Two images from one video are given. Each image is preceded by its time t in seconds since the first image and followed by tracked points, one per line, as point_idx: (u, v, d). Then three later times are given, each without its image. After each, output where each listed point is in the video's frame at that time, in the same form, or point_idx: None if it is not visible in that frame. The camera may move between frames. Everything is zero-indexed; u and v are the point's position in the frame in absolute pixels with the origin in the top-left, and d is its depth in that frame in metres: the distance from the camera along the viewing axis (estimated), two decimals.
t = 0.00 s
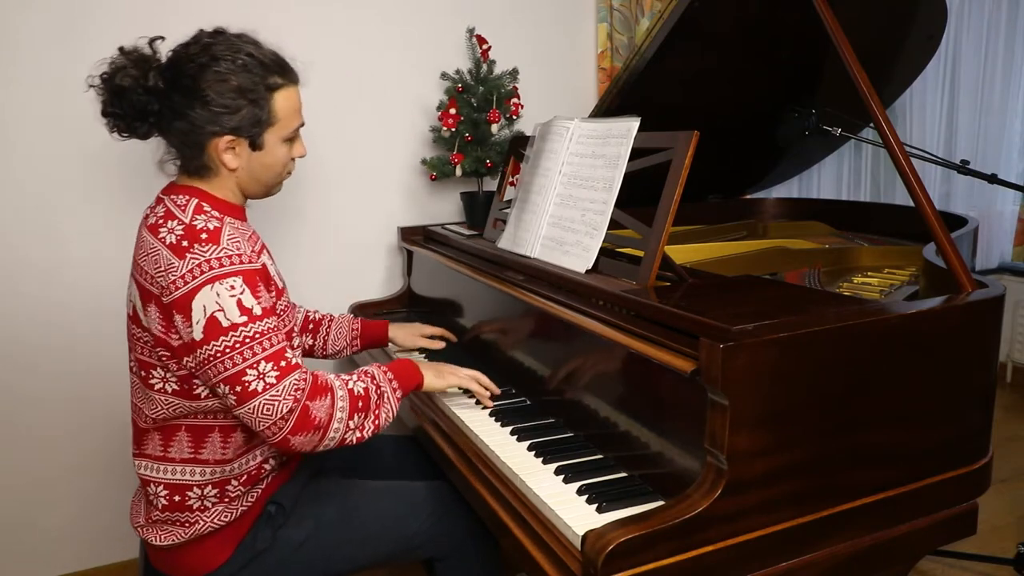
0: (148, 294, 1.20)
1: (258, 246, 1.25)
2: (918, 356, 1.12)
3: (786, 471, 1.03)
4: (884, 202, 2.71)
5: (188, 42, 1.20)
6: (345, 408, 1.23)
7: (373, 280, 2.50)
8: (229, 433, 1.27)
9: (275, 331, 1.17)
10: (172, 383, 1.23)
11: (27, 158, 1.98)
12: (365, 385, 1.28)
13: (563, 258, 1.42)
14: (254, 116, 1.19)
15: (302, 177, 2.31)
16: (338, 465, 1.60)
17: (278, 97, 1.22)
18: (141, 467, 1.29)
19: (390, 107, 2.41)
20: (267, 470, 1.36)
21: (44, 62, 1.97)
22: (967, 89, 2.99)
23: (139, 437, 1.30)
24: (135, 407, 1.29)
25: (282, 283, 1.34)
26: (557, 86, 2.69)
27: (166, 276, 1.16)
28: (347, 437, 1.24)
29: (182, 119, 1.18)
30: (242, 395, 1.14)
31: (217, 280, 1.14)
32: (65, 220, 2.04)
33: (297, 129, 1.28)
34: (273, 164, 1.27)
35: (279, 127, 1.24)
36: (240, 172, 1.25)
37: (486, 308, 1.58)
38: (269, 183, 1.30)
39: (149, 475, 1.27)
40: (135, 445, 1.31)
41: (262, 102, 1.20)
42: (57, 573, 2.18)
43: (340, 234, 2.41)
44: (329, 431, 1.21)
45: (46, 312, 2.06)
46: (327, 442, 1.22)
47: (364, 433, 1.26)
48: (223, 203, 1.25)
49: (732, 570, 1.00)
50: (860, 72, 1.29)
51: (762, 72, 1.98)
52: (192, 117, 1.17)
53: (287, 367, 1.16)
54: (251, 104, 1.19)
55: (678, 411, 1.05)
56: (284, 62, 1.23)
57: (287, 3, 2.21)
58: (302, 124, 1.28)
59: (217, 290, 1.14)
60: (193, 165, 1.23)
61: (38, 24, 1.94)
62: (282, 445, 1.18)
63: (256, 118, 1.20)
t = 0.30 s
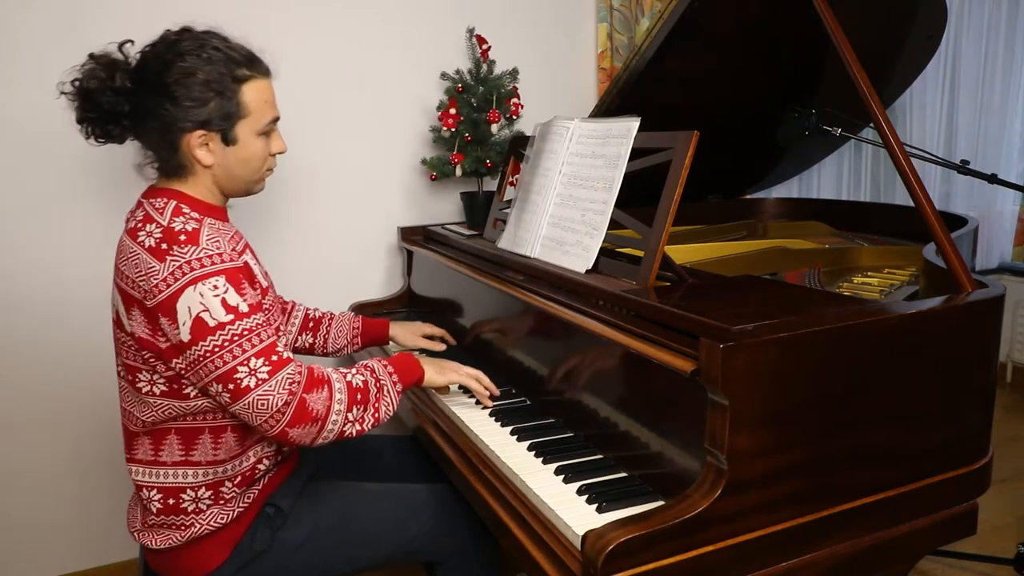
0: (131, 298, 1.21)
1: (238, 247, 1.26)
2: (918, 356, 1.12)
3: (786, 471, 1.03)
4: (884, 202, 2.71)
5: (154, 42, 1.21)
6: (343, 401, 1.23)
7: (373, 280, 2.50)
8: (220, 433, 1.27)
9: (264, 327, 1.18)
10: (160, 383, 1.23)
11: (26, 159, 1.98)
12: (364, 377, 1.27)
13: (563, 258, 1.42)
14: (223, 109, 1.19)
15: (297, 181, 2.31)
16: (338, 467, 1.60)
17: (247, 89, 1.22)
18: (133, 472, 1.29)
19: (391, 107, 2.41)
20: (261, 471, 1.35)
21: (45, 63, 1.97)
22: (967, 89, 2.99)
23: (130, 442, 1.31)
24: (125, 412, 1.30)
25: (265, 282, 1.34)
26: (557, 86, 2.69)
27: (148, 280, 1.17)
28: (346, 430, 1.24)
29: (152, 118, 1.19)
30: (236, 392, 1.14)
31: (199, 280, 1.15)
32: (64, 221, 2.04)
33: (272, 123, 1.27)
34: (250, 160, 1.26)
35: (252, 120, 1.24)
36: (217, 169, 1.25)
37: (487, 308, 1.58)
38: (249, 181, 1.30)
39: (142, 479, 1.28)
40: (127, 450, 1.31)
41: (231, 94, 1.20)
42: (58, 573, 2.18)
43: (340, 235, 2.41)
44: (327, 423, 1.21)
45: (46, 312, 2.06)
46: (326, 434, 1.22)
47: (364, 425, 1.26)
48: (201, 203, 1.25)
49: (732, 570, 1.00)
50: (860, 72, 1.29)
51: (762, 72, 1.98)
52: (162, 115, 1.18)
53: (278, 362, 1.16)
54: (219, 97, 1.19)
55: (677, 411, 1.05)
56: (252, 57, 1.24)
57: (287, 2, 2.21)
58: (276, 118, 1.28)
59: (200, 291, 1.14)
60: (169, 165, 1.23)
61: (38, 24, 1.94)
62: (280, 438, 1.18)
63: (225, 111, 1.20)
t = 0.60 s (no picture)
0: (116, 297, 1.21)
1: (223, 244, 1.26)
2: (918, 356, 1.12)
3: (786, 471, 1.03)
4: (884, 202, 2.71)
5: (137, 42, 1.23)
6: (336, 393, 1.24)
7: (373, 280, 2.50)
8: (209, 430, 1.28)
9: (250, 319, 1.18)
10: (146, 381, 1.24)
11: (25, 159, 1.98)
12: (359, 372, 1.28)
13: (563, 258, 1.42)
14: (203, 103, 1.20)
15: (294, 183, 2.31)
16: (338, 468, 1.60)
17: (226, 85, 1.23)
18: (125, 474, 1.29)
19: (391, 107, 2.41)
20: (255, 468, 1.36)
21: (45, 62, 1.97)
22: (967, 89, 2.99)
23: (118, 443, 1.31)
24: (112, 414, 1.30)
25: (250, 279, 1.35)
26: (557, 86, 2.69)
27: (133, 278, 1.17)
28: (340, 424, 1.24)
29: (133, 113, 1.20)
30: (225, 383, 1.15)
31: (183, 275, 1.15)
32: (63, 221, 2.04)
33: (251, 121, 1.28)
34: (230, 155, 1.26)
35: (231, 115, 1.25)
36: (197, 165, 1.25)
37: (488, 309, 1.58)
38: (231, 179, 1.29)
39: (134, 481, 1.28)
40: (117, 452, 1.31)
41: (210, 88, 1.21)
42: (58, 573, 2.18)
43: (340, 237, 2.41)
44: (319, 414, 1.22)
45: (46, 312, 2.06)
46: (318, 426, 1.22)
47: (358, 419, 1.26)
48: (184, 203, 1.25)
49: (732, 570, 1.00)
50: (860, 72, 1.29)
51: (762, 72, 1.98)
52: (142, 109, 1.19)
53: (265, 353, 1.17)
54: (199, 92, 1.20)
55: (677, 411, 1.05)
56: (232, 57, 1.26)
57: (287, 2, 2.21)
58: (256, 116, 1.29)
59: (185, 286, 1.15)
60: (150, 161, 1.23)
61: (38, 24, 1.94)
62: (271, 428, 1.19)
63: (205, 105, 1.21)
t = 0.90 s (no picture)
0: (107, 298, 1.21)
1: (217, 247, 1.26)
2: (918, 356, 1.12)
3: (786, 471, 1.03)
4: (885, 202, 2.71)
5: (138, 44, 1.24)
6: (324, 399, 1.24)
7: (373, 280, 2.50)
8: (199, 429, 1.28)
9: (241, 324, 1.18)
10: (136, 382, 1.25)
11: (26, 159, 1.98)
12: (349, 377, 1.29)
13: (563, 258, 1.42)
14: (203, 105, 1.21)
15: (293, 183, 2.31)
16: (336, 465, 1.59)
17: (226, 88, 1.24)
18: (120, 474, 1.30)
19: (391, 107, 2.41)
20: (253, 467, 1.36)
21: (45, 62, 1.97)
22: (967, 89, 2.99)
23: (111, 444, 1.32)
24: (103, 413, 1.30)
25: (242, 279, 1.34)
26: (557, 86, 2.69)
27: (125, 280, 1.18)
28: (327, 428, 1.25)
29: (133, 111, 1.20)
30: (213, 388, 1.15)
31: (174, 279, 1.15)
32: (64, 221, 2.04)
33: (249, 125, 1.29)
34: (227, 159, 1.27)
35: (230, 118, 1.25)
36: (194, 166, 1.25)
37: (488, 309, 1.58)
38: (225, 182, 1.30)
39: (127, 480, 1.29)
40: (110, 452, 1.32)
41: (211, 92, 1.22)
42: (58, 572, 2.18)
43: (339, 238, 2.41)
44: (307, 420, 1.22)
45: (47, 313, 2.06)
46: (306, 431, 1.23)
47: (348, 425, 1.27)
48: (177, 207, 1.25)
49: (732, 570, 1.00)
50: (860, 73, 1.29)
51: (762, 72, 1.98)
52: (142, 107, 1.19)
53: (254, 358, 1.17)
54: (199, 93, 1.21)
55: (677, 411, 1.05)
56: (233, 63, 1.27)
57: (286, 2, 2.21)
58: (254, 120, 1.30)
59: (175, 290, 1.15)
60: (146, 160, 1.23)
61: (38, 24, 1.94)
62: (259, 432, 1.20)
63: (205, 106, 1.21)
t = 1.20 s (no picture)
0: (107, 304, 1.22)
1: (216, 257, 1.26)
2: (918, 356, 1.12)
3: (786, 471, 1.03)
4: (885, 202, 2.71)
5: (135, 49, 1.24)
6: (322, 409, 1.25)
7: (373, 280, 2.50)
8: (195, 432, 1.28)
9: (240, 336, 1.18)
10: (132, 386, 1.25)
11: (27, 158, 1.98)
12: (347, 386, 1.29)
13: (563, 258, 1.42)
14: (203, 108, 1.21)
15: (292, 184, 2.31)
16: (335, 465, 1.59)
17: (226, 90, 1.24)
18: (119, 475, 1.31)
19: (390, 107, 2.41)
20: (253, 471, 1.37)
21: (45, 62, 1.97)
22: (967, 90, 3.00)
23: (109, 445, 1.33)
24: (102, 414, 1.31)
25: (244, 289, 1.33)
26: (557, 86, 2.69)
27: (125, 287, 1.18)
28: (324, 437, 1.26)
29: (133, 118, 1.20)
30: (211, 400, 1.16)
31: (173, 289, 1.15)
32: (64, 221, 2.04)
33: (250, 125, 1.29)
34: (230, 160, 1.27)
35: (231, 119, 1.26)
36: (198, 170, 1.25)
37: (488, 308, 1.58)
38: (230, 184, 1.30)
39: (126, 481, 1.29)
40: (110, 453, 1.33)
41: (210, 95, 1.22)
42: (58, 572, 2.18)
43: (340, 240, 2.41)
44: (305, 430, 1.23)
45: (47, 312, 2.06)
46: (303, 440, 1.24)
47: (346, 432, 1.27)
48: (181, 212, 1.24)
49: (732, 570, 1.00)
50: (860, 73, 1.29)
51: (762, 72, 1.98)
52: (142, 114, 1.19)
53: (252, 371, 1.18)
54: (199, 96, 1.21)
55: (677, 411, 1.05)
56: (230, 63, 1.27)
57: (286, 3, 2.21)
58: (255, 120, 1.30)
59: (174, 301, 1.15)
60: (147, 166, 1.23)
61: (39, 24, 1.94)
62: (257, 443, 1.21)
63: (205, 110, 1.22)
